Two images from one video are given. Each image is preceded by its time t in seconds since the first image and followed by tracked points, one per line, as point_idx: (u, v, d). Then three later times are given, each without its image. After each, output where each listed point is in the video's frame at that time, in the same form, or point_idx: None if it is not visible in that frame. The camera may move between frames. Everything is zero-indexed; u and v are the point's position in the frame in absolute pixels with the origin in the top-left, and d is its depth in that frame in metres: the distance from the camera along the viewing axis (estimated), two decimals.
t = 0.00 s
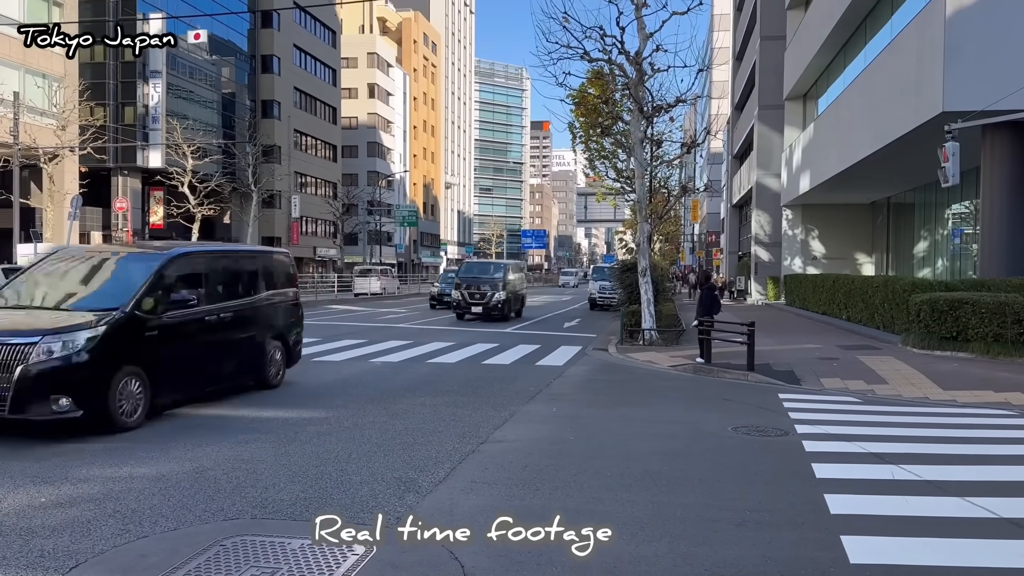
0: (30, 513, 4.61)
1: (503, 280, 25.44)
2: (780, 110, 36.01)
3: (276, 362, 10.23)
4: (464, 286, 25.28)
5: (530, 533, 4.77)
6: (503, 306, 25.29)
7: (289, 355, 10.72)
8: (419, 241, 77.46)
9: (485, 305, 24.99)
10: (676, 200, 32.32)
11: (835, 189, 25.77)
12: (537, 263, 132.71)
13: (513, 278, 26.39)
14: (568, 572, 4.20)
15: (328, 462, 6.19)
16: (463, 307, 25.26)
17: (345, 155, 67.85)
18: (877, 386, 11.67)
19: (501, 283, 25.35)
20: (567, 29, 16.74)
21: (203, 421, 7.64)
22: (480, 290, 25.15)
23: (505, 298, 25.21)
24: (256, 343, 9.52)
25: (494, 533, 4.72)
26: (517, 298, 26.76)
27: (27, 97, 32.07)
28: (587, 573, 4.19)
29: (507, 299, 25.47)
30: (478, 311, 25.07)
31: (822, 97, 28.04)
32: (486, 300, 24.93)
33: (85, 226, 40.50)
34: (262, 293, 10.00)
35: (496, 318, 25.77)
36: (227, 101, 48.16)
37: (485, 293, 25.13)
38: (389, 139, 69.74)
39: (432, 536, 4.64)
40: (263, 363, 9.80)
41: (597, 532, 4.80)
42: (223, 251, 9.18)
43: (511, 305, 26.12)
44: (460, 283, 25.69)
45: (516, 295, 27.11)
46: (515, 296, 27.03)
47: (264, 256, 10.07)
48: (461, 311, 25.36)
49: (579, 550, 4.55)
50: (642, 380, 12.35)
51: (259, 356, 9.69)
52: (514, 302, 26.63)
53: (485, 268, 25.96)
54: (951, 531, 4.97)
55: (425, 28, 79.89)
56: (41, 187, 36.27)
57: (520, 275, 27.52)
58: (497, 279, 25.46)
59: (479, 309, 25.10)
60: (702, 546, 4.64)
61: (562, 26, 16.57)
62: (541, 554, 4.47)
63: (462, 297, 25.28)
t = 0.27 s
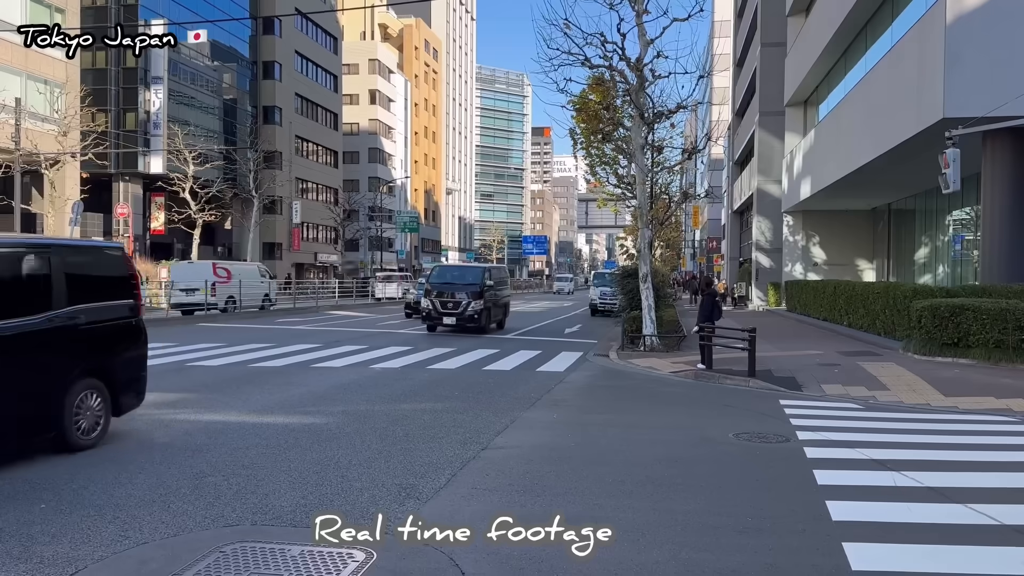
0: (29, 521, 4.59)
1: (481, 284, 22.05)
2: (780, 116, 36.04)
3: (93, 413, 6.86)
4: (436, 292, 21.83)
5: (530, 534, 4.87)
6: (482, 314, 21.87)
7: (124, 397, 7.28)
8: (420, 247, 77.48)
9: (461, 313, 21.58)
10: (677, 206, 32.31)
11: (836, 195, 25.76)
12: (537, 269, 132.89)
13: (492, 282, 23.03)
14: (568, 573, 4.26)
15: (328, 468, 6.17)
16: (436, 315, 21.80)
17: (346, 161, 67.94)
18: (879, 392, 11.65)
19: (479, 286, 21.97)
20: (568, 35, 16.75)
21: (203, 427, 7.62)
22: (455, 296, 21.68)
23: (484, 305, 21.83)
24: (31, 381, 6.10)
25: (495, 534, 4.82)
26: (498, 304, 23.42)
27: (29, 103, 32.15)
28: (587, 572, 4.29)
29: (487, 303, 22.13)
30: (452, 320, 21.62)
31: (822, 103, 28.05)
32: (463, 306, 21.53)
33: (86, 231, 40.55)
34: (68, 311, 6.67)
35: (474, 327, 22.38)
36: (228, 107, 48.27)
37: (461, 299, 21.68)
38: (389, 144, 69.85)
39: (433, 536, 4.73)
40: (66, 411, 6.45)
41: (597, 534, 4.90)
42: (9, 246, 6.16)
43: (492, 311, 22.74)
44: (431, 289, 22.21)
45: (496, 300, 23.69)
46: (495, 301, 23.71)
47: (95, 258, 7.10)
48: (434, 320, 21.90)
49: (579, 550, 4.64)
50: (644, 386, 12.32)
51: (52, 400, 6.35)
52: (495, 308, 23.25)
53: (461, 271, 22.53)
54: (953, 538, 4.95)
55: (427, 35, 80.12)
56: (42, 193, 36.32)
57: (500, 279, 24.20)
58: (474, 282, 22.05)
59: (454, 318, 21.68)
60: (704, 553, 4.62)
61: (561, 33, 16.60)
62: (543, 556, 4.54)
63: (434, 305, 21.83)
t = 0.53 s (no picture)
0: (28, 525, 4.59)
1: (450, 290, 18.48)
2: (782, 120, 36.05)
3: None
4: (396, 298, 18.23)
5: (532, 530, 4.94)
6: (450, 326, 18.34)
7: None
8: (421, 252, 77.54)
9: (425, 325, 18.02)
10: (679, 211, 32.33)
11: (838, 199, 25.74)
12: (539, 273, 132.93)
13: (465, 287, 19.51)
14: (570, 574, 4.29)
15: (329, 472, 6.16)
16: (396, 326, 18.22)
17: (348, 166, 68.05)
18: (880, 397, 11.62)
19: (447, 293, 18.39)
20: (569, 40, 16.76)
21: (204, 431, 7.62)
22: (418, 304, 18.11)
23: (453, 316, 18.33)
24: None
25: (498, 531, 4.89)
26: (470, 315, 19.88)
27: (32, 108, 32.25)
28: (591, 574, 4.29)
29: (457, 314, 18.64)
30: (415, 333, 18.04)
31: (824, 108, 28.06)
32: (428, 317, 18.01)
33: (89, 236, 40.62)
34: None
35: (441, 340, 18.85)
36: (231, 112, 48.39)
37: (426, 308, 18.13)
38: (391, 149, 69.96)
39: (433, 536, 4.79)
40: None
41: (598, 532, 4.98)
42: None
43: (463, 322, 19.21)
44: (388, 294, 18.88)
45: (470, 308, 20.20)
46: (467, 309, 20.19)
47: None
48: (393, 333, 18.31)
49: (578, 550, 4.69)
50: (645, 390, 12.31)
51: None
52: (467, 318, 19.77)
53: (427, 274, 19.01)
54: (956, 542, 4.93)
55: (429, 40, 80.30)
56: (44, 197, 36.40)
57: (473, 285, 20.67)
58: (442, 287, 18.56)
59: (417, 330, 18.09)
60: (706, 558, 4.60)
61: (563, 37, 16.59)
62: (543, 558, 4.56)
63: (393, 313, 18.22)
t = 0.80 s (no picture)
0: (36, 525, 4.62)
1: (407, 293, 14.65)
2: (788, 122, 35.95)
3: None
4: (339, 304, 14.48)
5: (532, 535, 4.97)
6: (408, 338, 14.55)
7: None
8: (427, 254, 77.60)
9: (375, 336, 14.22)
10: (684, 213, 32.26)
11: (845, 202, 25.64)
12: (544, 275, 132.92)
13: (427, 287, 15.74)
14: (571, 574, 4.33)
15: (334, 474, 6.17)
16: (340, 337, 14.37)
17: (353, 168, 68.19)
18: (887, 399, 11.56)
19: (405, 297, 14.57)
20: (574, 42, 16.72)
21: (210, 433, 7.65)
22: (368, 309, 14.27)
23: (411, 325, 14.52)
24: None
25: (497, 535, 4.92)
26: (436, 323, 16.15)
27: (39, 111, 32.45)
28: None
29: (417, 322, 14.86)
30: (362, 346, 14.18)
31: (830, 110, 28.02)
32: (379, 327, 14.21)
33: (95, 238, 40.81)
34: None
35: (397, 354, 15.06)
36: (237, 115, 48.54)
37: (377, 314, 14.27)
38: (397, 152, 70.08)
39: (432, 536, 4.83)
40: None
41: (600, 534, 5.01)
42: None
43: (426, 332, 15.47)
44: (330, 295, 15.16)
45: (438, 313, 16.44)
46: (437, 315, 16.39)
47: None
48: (336, 345, 14.48)
49: (578, 550, 4.73)
50: (651, 393, 12.28)
51: None
52: (433, 325, 15.99)
53: (380, 272, 15.17)
54: (962, 546, 4.90)
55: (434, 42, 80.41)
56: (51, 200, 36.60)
57: (443, 287, 16.94)
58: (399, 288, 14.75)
59: (365, 343, 14.26)
60: (711, 561, 4.58)
61: (568, 39, 16.56)
62: (547, 560, 4.55)
63: (335, 322, 14.40)
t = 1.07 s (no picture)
0: (51, 525, 4.66)
1: (347, 294, 11.53)
2: (800, 123, 35.80)
3: None
4: (258, 306, 11.32)
5: (545, 538, 4.97)
6: (347, 352, 11.49)
7: None
8: (437, 255, 77.79)
9: (302, 349, 11.14)
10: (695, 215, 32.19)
11: (857, 203, 25.49)
12: (554, 276, 132.89)
13: (378, 286, 12.65)
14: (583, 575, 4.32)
15: (346, 475, 6.20)
16: (257, 352, 11.21)
17: (364, 170, 68.43)
18: (900, 401, 11.48)
19: (343, 299, 11.47)
20: (585, 44, 16.73)
21: (223, 433, 7.70)
22: (296, 314, 11.18)
23: (350, 334, 11.43)
24: None
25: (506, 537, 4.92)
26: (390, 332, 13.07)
27: (53, 113, 32.73)
28: None
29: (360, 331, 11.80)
30: (285, 363, 11.08)
31: (842, 111, 27.87)
32: (308, 337, 11.13)
33: (109, 240, 41.12)
34: None
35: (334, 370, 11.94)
36: (249, 117, 48.82)
37: (306, 321, 11.19)
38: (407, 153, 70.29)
39: (433, 536, 4.84)
40: None
41: (603, 535, 5.02)
42: None
43: (375, 343, 12.37)
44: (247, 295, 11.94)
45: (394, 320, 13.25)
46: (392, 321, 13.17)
47: None
48: (253, 361, 11.29)
49: (579, 550, 4.75)
50: (662, 394, 12.25)
51: None
52: (385, 335, 12.78)
53: (315, 267, 12.05)
54: (974, 549, 4.86)
55: (445, 44, 80.59)
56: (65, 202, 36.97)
57: (403, 287, 13.85)
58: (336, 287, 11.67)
59: (290, 357, 11.18)
60: (723, 563, 4.56)
61: (578, 40, 16.54)
62: (558, 562, 4.54)
63: (252, 331, 11.25)
